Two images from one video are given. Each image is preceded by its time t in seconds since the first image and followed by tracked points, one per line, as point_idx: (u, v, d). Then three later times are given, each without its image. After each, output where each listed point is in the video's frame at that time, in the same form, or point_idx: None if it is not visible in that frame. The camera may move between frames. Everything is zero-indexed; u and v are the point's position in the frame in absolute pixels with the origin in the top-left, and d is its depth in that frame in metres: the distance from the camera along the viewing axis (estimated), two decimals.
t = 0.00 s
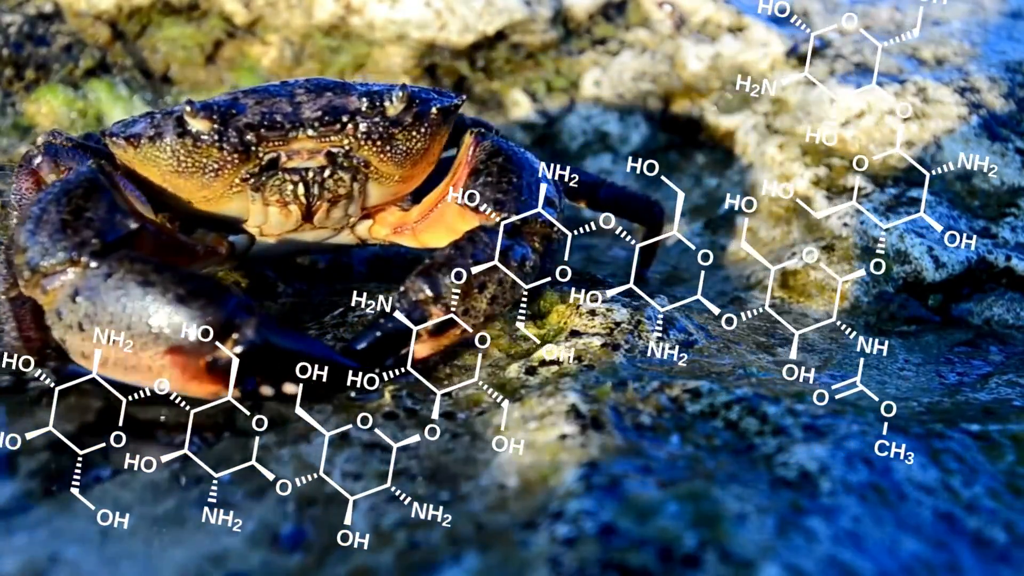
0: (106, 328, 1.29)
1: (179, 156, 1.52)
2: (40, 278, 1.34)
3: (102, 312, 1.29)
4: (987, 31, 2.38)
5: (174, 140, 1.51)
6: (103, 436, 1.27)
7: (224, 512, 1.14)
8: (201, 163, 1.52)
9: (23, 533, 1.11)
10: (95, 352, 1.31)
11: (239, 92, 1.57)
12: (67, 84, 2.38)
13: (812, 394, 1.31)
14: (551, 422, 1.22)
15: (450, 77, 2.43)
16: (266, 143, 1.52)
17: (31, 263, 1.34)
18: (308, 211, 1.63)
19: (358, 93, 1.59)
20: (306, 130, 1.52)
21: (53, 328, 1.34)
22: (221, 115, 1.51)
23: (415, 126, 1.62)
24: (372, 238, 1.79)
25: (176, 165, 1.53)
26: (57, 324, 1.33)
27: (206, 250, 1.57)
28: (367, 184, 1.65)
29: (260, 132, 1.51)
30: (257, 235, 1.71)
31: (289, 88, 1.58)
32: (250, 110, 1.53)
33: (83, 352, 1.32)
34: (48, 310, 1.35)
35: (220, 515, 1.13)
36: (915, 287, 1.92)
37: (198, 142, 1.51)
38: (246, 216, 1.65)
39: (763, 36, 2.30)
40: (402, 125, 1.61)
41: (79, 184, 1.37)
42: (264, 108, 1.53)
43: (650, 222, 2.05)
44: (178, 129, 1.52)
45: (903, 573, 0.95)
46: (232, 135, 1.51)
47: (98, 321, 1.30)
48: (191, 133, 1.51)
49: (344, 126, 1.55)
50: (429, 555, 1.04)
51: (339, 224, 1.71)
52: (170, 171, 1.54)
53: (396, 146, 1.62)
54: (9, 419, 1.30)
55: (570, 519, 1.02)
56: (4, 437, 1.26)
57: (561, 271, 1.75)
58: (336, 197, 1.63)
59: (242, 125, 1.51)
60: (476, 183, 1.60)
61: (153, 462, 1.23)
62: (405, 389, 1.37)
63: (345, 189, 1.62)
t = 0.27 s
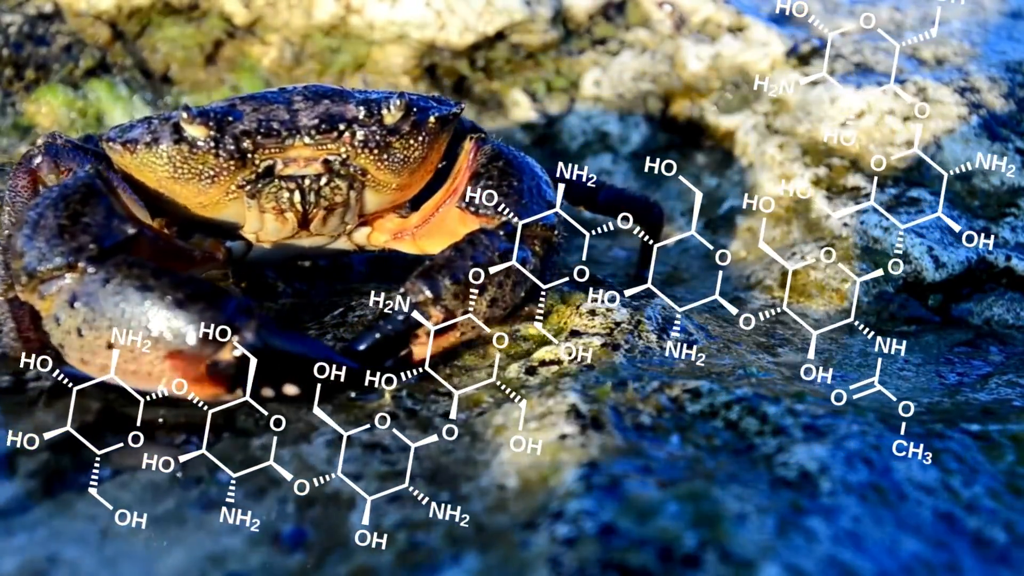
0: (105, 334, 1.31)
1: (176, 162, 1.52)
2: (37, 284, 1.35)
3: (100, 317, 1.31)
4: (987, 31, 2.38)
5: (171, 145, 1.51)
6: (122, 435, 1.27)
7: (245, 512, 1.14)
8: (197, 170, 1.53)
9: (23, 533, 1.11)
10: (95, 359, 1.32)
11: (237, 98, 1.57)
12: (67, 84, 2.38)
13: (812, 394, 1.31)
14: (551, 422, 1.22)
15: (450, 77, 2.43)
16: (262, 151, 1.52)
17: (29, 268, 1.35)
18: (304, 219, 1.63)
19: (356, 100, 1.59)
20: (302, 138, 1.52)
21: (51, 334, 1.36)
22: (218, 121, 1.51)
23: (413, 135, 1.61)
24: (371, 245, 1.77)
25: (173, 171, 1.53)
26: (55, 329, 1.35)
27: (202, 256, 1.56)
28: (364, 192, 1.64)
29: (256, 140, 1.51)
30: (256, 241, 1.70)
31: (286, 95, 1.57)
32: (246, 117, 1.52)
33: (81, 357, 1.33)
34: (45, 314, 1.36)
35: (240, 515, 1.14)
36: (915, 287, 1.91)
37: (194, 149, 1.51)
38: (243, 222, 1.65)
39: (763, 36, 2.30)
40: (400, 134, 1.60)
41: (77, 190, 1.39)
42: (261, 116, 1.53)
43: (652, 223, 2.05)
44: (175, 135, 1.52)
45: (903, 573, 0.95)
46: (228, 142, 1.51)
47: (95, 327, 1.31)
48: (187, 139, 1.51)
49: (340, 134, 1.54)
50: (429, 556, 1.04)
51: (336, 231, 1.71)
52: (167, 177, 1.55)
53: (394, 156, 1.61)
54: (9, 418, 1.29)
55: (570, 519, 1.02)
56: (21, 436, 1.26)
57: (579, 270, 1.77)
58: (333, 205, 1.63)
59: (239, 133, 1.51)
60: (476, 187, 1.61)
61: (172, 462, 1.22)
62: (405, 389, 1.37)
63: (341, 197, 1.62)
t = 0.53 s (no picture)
0: (78, 346, 1.29)
1: (162, 172, 1.52)
2: (13, 291, 1.33)
3: (73, 329, 1.29)
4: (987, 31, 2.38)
5: (157, 155, 1.51)
6: (138, 435, 1.27)
7: (262, 511, 1.14)
8: (183, 180, 1.52)
9: (23, 533, 1.11)
10: (69, 371, 1.30)
11: (227, 108, 1.56)
12: (67, 84, 2.38)
13: (811, 394, 1.31)
14: (551, 422, 1.22)
15: (450, 77, 2.43)
16: (248, 164, 1.51)
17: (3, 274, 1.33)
18: (290, 233, 1.61)
19: (346, 114, 1.57)
20: (289, 151, 1.51)
21: (26, 343, 1.33)
22: (205, 133, 1.50)
23: (403, 151, 1.59)
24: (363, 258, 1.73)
25: (159, 180, 1.53)
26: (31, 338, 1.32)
27: (186, 265, 1.56)
28: (351, 207, 1.62)
29: (243, 153, 1.50)
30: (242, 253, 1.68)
31: (277, 107, 1.56)
32: (234, 128, 1.51)
33: (56, 367, 1.31)
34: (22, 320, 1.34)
35: (258, 514, 1.14)
36: (915, 287, 1.93)
37: (180, 160, 1.50)
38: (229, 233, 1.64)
39: (763, 36, 2.29)
40: (389, 149, 1.58)
41: (59, 198, 1.37)
42: (249, 128, 1.51)
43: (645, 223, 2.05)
44: (162, 145, 1.51)
45: (903, 573, 0.95)
46: (215, 154, 1.50)
47: (69, 338, 1.29)
48: (174, 149, 1.51)
49: (327, 148, 1.53)
50: (429, 556, 1.05)
51: (323, 245, 1.68)
52: (154, 186, 1.54)
53: (382, 171, 1.59)
54: (9, 418, 1.30)
55: (570, 519, 1.02)
56: (39, 436, 1.26)
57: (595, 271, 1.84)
58: (319, 219, 1.61)
59: (225, 145, 1.50)
60: (469, 201, 1.57)
61: (188, 462, 1.22)
62: (405, 389, 1.37)
63: (327, 212, 1.60)
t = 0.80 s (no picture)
0: (77, 347, 1.30)
1: (159, 173, 1.52)
2: (12, 292, 1.34)
3: (73, 330, 1.30)
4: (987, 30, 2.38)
5: (154, 156, 1.51)
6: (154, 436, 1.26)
7: (279, 512, 1.13)
8: (180, 181, 1.53)
9: (23, 532, 1.11)
10: (70, 372, 1.30)
11: (225, 110, 1.55)
12: (67, 84, 2.38)
13: (811, 394, 1.31)
14: (551, 422, 1.22)
15: (450, 77, 2.43)
16: (246, 165, 1.51)
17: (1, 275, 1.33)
18: (288, 235, 1.61)
19: (344, 116, 1.57)
20: (287, 153, 1.51)
21: (26, 344, 1.34)
22: (202, 134, 1.50)
23: (401, 154, 1.59)
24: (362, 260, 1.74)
25: (156, 181, 1.53)
26: (30, 340, 1.33)
27: (185, 266, 1.55)
28: (349, 209, 1.62)
29: (240, 154, 1.50)
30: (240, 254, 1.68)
31: (275, 109, 1.56)
32: (232, 130, 1.51)
33: (55, 368, 1.31)
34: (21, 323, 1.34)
35: (275, 515, 1.13)
36: (914, 287, 1.95)
37: (178, 161, 1.51)
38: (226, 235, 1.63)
39: (763, 36, 2.29)
40: (387, 152, 1.58)
41: (57, 199, 1.38)
42: (247, 129, 1.51)
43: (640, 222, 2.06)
44: (159, 146, 1.51)
45: (903, 573, 0.95)
46: (212, 155, 1.50)
47: (69, 339, 1.30)
48: (172, 151, 1.51)
49: (325, 150, 1.53)
50: (429, 555, 1.05)
51: (321, 246, 1.68)
52: (151, 187, 1.54)
53: (380, 174, 1.60)
54: (9, 416, 1.29)
55: (570, 519, 1.02)
56: (57, 436, 1.26)
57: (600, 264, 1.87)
58: (316, 222, 1.61)
59: (223, 147, 1.50)
60: (471, 203, 1.56)
61: (207, 462, 1.22)
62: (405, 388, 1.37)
63: (325, 214, 1.60)
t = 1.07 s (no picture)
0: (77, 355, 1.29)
1: (146, 175, 1.52)
2: (7, 300, 1.34)
3: (71, 338, 1.30)
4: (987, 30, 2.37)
5: (141, 159, 1.51)
6: (173, 436, 1.26)
7: (296, 512, 1.14)
8: (168, 184, 1.53)
9: (23, 533, 1.11)
10: (66, 379, 1.31)
11: (211, 111, 1.55)
12: (67, 84, 2.38)
13: (810, 394, 1.31)
14: (551, 422, 1.22)
15: (450, 77, 2.43)
16: (233, 167, 1.51)
17: None
18: (277, 237, 1.60)
19: (332, 116, 1.56)
20: (274, 154, 1.50)
21: (22, 352, 1.34)
22: (189, 137, 1.50)
23: (390, 153, 1.59)
24: (356, 259, 1.74)
25: (144, 184, 1.53)
26: (27, 349, 1.33)
27: (178, 268, 1.58)
28: (339, 209, 1.62)
29: (227, 156, 1.50)
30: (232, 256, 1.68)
31: (263, 109, 1.55)
32: (219, 132, 1.51)
33: (51, 375, 1.32)
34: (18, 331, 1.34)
35: (291, 515, 1.14)
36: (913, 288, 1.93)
37: (165, 163, 1.51)
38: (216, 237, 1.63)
39: (763, 36, 2.29)
40: (376, 151, 1.58)
41: (50, 204, 1.38)
42: (234, 131, 1.51)
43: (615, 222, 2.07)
44: (146, 149, 1.51)
45: (902, 573, 0.95)
46: (199, 158, 1.50)
47: (66, 347, 1.29)
48: (158, 154, 1.51)
49: (313, 151, 1.53)
50: (429, 555, 1.05)
51: (311, 247, 1.67)
52: (139, 190, 1.54)
53: (370, 173, 1.59)
54: (8, 419, 1.29)
55: (569, 519, 1.02)
56: (72, 436, 1.26)
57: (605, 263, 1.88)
58: (305, 223, 1.60)
59: (210, 149, 1.50)
60: (465, 200, 1.55)
61: (224, 461, 1.22)
62: (405, 389, 1.37)
63: (314, 216, 1.60)
